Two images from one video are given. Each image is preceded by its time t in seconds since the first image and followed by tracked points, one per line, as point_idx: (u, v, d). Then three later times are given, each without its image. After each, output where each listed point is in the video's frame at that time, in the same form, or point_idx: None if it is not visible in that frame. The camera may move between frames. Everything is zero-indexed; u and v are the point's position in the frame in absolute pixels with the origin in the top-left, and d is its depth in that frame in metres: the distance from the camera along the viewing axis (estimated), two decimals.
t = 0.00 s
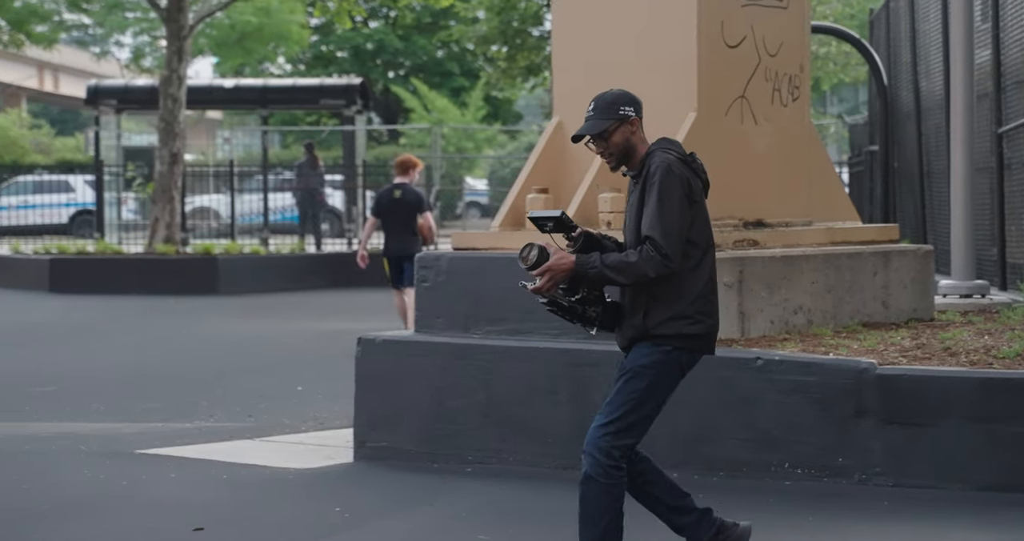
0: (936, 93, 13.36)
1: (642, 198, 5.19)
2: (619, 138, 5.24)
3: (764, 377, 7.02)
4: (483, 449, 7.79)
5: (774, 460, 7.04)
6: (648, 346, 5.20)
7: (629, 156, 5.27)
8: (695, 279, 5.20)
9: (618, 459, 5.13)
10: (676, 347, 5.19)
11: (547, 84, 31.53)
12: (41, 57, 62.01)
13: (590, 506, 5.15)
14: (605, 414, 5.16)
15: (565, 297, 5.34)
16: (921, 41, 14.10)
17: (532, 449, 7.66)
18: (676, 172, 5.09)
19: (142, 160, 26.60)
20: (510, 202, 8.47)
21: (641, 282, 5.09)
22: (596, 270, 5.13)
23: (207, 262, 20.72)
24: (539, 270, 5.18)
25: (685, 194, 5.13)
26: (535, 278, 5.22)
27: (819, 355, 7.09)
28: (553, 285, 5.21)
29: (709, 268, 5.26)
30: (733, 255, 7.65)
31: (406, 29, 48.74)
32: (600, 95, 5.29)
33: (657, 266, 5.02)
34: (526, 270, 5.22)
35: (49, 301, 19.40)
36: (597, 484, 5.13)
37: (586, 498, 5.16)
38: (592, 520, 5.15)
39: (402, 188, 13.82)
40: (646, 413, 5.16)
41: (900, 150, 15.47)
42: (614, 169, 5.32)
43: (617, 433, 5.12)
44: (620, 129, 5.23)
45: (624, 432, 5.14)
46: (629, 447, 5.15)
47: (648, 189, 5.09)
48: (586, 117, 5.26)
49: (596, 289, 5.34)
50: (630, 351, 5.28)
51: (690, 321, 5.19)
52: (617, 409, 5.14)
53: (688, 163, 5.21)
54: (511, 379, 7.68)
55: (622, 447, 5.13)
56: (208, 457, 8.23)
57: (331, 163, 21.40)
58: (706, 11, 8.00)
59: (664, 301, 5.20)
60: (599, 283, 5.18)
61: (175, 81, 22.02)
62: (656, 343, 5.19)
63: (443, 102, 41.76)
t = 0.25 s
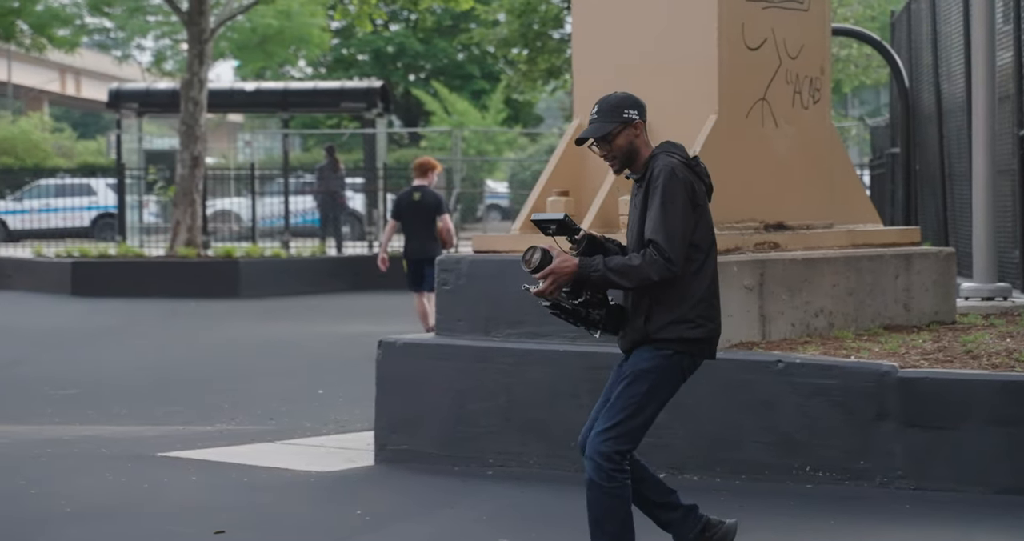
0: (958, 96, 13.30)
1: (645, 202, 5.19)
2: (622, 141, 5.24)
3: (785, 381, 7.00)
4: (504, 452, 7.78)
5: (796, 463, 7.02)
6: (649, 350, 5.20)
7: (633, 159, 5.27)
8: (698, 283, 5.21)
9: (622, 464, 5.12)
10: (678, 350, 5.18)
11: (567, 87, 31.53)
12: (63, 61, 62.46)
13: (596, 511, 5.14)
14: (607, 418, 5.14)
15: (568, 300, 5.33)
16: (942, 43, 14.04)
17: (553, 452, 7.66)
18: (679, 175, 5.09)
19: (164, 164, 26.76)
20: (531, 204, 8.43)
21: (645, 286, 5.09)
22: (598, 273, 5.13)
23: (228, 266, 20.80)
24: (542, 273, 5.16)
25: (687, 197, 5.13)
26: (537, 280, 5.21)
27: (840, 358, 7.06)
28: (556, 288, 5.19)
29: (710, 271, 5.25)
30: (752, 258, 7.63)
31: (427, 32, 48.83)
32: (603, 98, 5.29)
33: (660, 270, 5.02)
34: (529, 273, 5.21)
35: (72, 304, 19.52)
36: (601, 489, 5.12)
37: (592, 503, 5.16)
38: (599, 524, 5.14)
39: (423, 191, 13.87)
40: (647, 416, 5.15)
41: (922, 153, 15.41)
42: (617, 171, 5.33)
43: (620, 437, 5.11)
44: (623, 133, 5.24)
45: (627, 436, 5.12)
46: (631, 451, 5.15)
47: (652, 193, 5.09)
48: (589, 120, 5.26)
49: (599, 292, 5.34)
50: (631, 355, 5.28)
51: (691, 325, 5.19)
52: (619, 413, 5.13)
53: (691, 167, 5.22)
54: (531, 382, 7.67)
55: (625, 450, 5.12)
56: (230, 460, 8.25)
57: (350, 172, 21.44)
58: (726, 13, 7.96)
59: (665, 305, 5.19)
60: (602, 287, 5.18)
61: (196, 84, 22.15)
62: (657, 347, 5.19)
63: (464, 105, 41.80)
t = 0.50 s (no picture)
0: (983, 96, 13.22)
1: (652, 204, 5.20)
2: (629, 143, 5.25)
3: (810, 382, 6.98)
4: (529, 454, 7.79)
5: (821, 464, 7.00)
6: (656, 353, 5.19)
7: (640, 160, 5.28)
8: (705, 284, 5.20)
9: (633, 468, 5.14)
10: (684, 353, 5.18)
11: (591, 89, 31.50)
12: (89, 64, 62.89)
13: (610, 515, 5.18)
14: (616, 423, 5.14)
15: (576, 302, 5.33)
16: (967, 44, 13.97)
17: (577, 453, 7.66)
18: (685, 177, 5.09)
19: (189, 166, 26.89)
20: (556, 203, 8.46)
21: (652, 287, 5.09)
22: (606, 274, 5.13)
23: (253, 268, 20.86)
24: (549, 275, 5.17)
25: (695, 198, 5.13)
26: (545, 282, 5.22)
27: (865, 359, 7.04)
28: (563, 289, 5.20)
29: (717, 273, 5.24)
30: (777, 260, 7.61)
31: (451, 34, 48.88)
32: (611, 99, 5.30)
33: (667, 271, 5.03)
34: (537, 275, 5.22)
35: (98, 306, 19.64)
36: (614, 495, 5.13)
37: (606, 507, 5.18)
38: (614, 527, 5.18)
39: (445, 192, 13.88)
40: (656, 419, 5.15)
41: (947, 154, 15.32)
42: (625, 173, 5.33)
43: (631, 443, 5.11)
44: (630, 134, 5.24)
45: (636, 440, 5.13)
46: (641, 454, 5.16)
47: (658, 194, 5.10)
48: (597, 121, 5.27)
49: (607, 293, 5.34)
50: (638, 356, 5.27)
51: (698, 328, 5.18)
52: (627, 418, 5.13)
53: (699, 168, 5.20)
54: (556, 383, 7.67)
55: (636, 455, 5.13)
56: (254, 461, 8.30)
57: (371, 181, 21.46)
58: (750, 14, 7.95)
59: (671, 307, 5.19)
60: (609, 288, 5.19)
61: (220, 87, 22.24)
62: (664, 349, 5.18)
63: (488, 108, 41.80)
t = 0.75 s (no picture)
0: (1012, 97, 13.13)
1: (661, 203, 5.18)
2: (638, 142, 5.23)
3: (836, 383, 6.94)
4: (554, 455, 7.78)
5: (848, 465, 6.96)
6: (665, 354, 5.15)
7: (648, 159, 5.26)
8: (715, 283, 5.15)
9: (646, 470, 5.11)
10: (692, 353, 5.13)
11: (617, 89, 31.47)
12: (117, 64, 63.35)
13: (624, 516, 5.16)
14: (627, 427, 5.11)
15: (584, 301, 5.32)
16: (996, 43, 13.88)
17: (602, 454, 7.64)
18: (694, 176, 5.07)
19: (217, 166, 27.02)
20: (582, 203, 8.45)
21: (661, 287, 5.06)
22: (614, 274, 5.11)
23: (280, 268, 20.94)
24: (558, 274, 5.16)
25: (704, 197, 5.10)
26: (553, 281, 5.21)
27: (891, 360, 7.00)
28: (572, 289, 5.18)
29: (726, 274, 5.18)
30: (803, 260, 7.57)
31: (477, 34, 48.91)
32: (619, 99, 5.29)
33: (677, 270, 5.00)
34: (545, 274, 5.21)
35: (126, 306, 19.75)
36: (627, 498, 5.11)
37: (619, 509, 5.16)
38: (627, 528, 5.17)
39: (471, 193, 13.89)
40: (667, 419, 5.12)
41: (976, 154, 15.22)
42: (634, 173, 5.32)
43: (642, 446, 5.08)
44: (639, 133, 5.23)
45: (647, 442, 5.10)
46: (653, 454, 5.14)
47: (666, 193, 5.08)
48: (605, 120, 5.27)
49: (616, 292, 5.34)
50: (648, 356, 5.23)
51: (706, 328, 5.13)
52: (638, 421, 5.09)
53: (707, 167, 5.17)
54: (581, 383, 7.66)
55: (648, 457, 5.11)
56: (280, 461, 8.32)
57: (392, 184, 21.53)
58: (777, 15, 7.92)
59: (679, 307, 5.14)
60: (618, 287, 5.16)
61: (247, 87, 22.34)
62: (672, 350, 5.13)
63: (515, 108, 41.80)
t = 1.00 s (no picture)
0: None
1: (667, 202, 5.17)
2: (644, 142, 5.23)
3: (860, 383, 6.91)
4: (576, 455, 7.77)
5: (871, 466, 6.93)
6: (673, 355, 5.14)
7: (655, 159, 5.26)
8: (720, 283, 5.15)
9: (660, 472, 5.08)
10: (700, 353, 5.12)
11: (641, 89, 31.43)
12: (142, 64, 63.72)
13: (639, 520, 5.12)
14: (638, 429, 5.07)
15: (591, 300, 5.33)
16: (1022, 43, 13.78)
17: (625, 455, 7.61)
18: (700, 175, 5.06)
19: (240, 166, 27.11)
20: (605, 205, 8.44)
21: (668, 286, 5.05)
22: (621, 273, 5.11)
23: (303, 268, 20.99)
24: (564, 272, 5.18)
25: (710, 197, 5.09)
26: (560, 279, 5.22)
27: (915, 361, 6.96)
28: (578, 287, 5.19)
29: (731, 274, 5.19)
30: (826, 260, 7.54)
31: (501, 34, 48.93)
32: (625, 100, 5.29)
33: (683, 270, 4.99)
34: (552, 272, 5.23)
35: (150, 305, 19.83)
36: (642, 501, 5.07)
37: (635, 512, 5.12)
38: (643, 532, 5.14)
39: (492, 193, 13.88)
40: (677, 420, 5.10)
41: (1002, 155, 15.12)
42: (640, 173, 5.32)
43: (655, 448, 5.06)
44: (645, 133, 5.22)
45: (659, 444, 5.08)
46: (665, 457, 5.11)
47: (672, 192, 5.08)
48: (612, 121, 5.27)
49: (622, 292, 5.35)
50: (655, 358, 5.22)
51: (713, 328, 5.13)
52: (649, 424, 5.06)
53: (714, 168, 5.17)
54: (603, 384, 7.65)
55: (661, 458, 5.08)
56: (302, 461, 8.34)
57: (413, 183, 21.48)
58: (802, 14, 7.89)
59: (685, 307, 5.14)
60: (625, 286, 5.16)
61: (271, 87, 22.41)
62: (680, 351, 5.13)
63: (538, 108, 41.80)
